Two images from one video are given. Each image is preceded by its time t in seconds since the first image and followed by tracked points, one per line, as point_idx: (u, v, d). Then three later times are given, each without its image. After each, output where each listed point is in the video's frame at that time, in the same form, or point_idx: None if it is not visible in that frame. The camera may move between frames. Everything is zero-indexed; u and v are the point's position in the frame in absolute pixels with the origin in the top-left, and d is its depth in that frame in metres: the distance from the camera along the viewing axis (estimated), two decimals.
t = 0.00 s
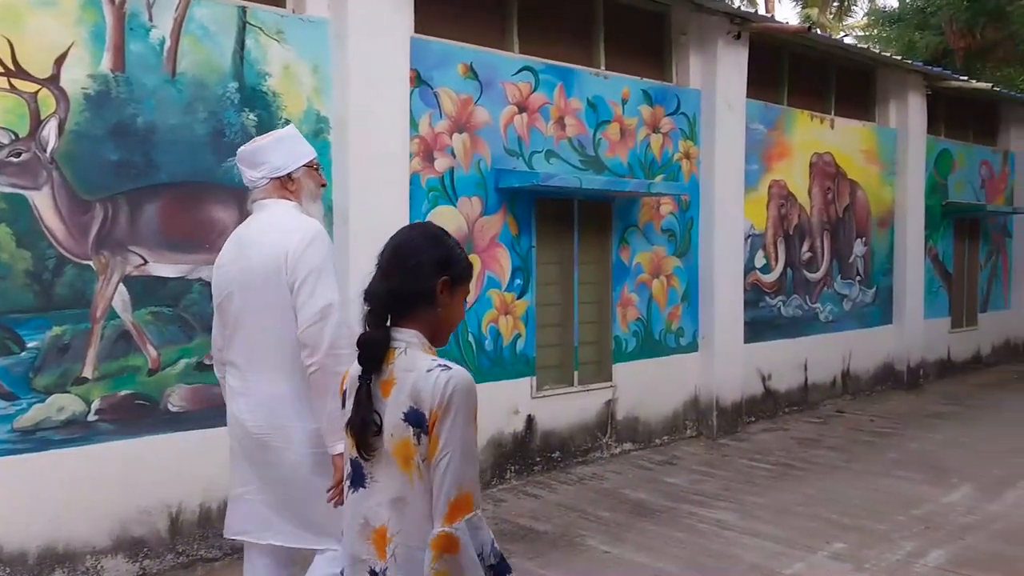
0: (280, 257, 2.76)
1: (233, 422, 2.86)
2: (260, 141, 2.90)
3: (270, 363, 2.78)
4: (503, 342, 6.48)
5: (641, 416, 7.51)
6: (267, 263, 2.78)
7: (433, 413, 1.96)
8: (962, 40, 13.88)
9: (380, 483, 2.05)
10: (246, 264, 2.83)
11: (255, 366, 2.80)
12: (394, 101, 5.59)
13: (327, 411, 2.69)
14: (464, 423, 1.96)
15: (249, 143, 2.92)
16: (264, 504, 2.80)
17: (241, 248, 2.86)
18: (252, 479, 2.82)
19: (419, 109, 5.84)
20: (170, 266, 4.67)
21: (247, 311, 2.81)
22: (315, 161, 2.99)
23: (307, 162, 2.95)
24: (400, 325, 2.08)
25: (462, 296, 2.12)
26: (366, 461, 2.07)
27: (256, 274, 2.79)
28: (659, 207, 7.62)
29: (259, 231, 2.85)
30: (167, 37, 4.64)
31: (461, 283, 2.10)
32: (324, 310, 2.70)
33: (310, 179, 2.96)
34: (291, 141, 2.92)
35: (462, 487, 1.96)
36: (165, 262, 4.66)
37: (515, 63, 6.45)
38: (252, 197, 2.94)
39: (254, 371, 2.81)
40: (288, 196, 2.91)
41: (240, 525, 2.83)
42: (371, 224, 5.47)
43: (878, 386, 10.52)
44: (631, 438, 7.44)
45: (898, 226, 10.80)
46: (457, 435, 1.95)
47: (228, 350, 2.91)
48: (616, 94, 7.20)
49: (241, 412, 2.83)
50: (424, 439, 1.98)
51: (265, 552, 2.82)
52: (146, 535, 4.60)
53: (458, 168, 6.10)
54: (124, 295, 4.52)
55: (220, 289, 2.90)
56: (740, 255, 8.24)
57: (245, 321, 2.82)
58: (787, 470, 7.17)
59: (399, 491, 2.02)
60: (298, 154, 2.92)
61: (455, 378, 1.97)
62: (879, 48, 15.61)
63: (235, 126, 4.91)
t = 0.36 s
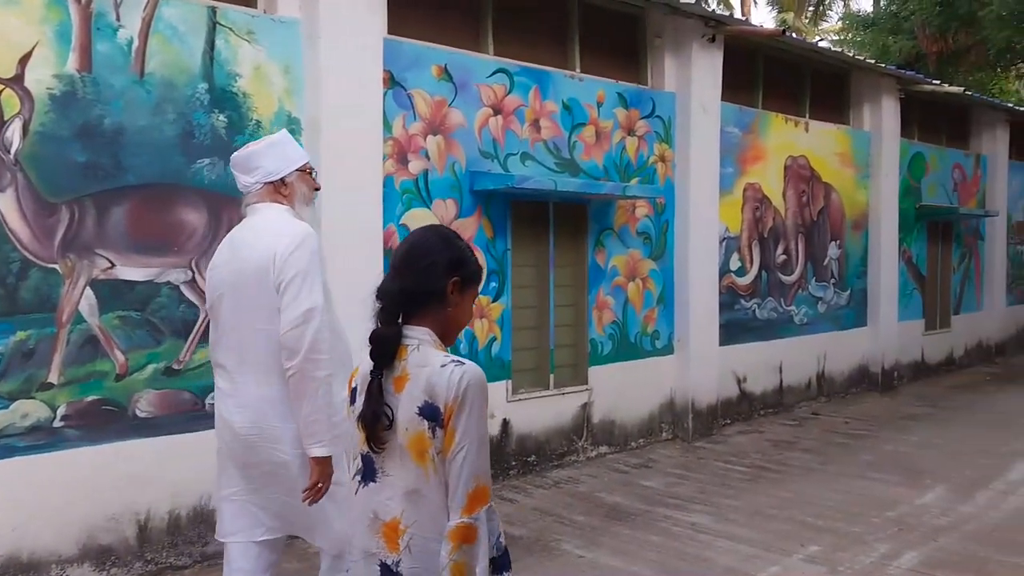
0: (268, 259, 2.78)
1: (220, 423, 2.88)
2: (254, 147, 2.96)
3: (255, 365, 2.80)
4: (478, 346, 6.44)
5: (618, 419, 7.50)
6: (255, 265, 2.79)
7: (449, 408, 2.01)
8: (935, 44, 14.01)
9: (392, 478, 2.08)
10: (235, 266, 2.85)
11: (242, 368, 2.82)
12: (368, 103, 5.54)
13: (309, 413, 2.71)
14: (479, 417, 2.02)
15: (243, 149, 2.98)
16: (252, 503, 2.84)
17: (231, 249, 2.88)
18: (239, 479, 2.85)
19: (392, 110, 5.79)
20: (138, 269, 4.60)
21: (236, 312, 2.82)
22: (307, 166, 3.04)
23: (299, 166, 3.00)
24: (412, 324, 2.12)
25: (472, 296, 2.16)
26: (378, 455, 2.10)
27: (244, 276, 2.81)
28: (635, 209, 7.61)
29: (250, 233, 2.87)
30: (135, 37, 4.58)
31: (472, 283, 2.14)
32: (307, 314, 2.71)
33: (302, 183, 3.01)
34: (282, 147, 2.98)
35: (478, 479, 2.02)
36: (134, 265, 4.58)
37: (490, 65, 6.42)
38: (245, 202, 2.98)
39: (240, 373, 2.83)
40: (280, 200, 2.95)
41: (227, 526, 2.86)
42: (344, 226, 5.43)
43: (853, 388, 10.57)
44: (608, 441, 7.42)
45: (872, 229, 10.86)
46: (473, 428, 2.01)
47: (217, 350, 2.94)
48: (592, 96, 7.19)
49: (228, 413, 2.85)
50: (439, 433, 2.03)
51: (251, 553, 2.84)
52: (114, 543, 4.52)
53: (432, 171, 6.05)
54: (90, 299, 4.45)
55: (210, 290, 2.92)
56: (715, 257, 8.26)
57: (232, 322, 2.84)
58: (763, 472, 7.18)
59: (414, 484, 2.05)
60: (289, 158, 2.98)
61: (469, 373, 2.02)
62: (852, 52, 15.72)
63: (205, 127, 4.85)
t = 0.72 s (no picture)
0: (278, 265, 2.77)
1: (217, 425, 2.85)
2: (263, 152, 2.96)
3: (258, 369, 2.78)
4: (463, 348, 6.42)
5: (604, 421, 7.48)
6: (263, 270, 2.78)
7: (471, 411, 2.16)
8: (920, 48, 14.07)
9: (417, 478, 2.23)
10: (242, 269, 2.83)
11: (244, 372, 2.80)
12: (352, 104, 5.51)
13: (313, 421, 2.72)
14: (501, 420, 2.17)
15: (252, 156, 2.98)
16: (248, 504, 2.82)
17: (239, 252, 2.87)
18: (234, 481, 2.83)
19: (377, 112, 5.77)
20: (119, 271, 4.55)
21: (241, 316, 2.80)
22: (315, 173, 3.04)
23: (307, 172, 3.00)
24: (433, 328, 2.25)
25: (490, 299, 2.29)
26: (401, 457, 2.24)
27: (251, 281, 2.80)
28: (621, 212, 7.60)
29: (259, 237, 2.86)
30: (115, 37, 4.53)
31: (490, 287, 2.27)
32: (315, 323, 2.72)
33: (310, 190, 3.01)
34: (291, 153, 2.98)
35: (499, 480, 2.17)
36: (114, 267, 4.53)
37: (475, 66, 6.40)
38: (253, 207, 2.99)
39: (242, 376, 2.80)
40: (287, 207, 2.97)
41: (222, 526, 2.84)
42: (327, 228, 5.39)
43: (839, 391, 10.58)
44: (594, 444, 7.41)
45: (858, 231, 10.90)
46: (494, 431, 2.15)
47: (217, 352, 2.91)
48: (577, 98, 7.18)
49: (228, 415, 2.82)
50: (461, 436, 2.18)
51: (244, 555, 2.82)
52: (94, 548, 4.47)
53: (417, 172, 6.03)
54: (70, 301, 4.40)
55: (215, 290, 2.90)
56: (701, 259, 8.26)
57: (236, 325, 2.82)
58: (749, 475, 7.18)
59: (439, 484, 2.20)
60: (297, 165, 2.98)
61: (490, 377, 2.17)
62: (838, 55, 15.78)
63: (186, 128, 4.81)
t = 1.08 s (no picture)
0: (306, 271, 2.80)
1: (238, 425, 2.87)
2: (288, 157, 2.98)
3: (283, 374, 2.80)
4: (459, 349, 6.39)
5: (600, 422, 7.46)
6: (292, 275, 2.81)
7: (512, 415, 2.24)
8: (918, 52, 14.06)
9: (458, 479, 2.32)
10: (270, 273, 2.86)
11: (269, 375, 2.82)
12: (347, 103, 5.50)
13: (338, 428, 2.73)
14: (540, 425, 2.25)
15: (277, 160, 3.00)
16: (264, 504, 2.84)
17: (267, 256, 2.89)
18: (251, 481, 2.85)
19: (373, 111, 5.75)
20: (111, 269, 4.53)
21: (268, 320, 2.83)
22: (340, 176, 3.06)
23: (332, 177, 3.02)
24: (474, 334, 2.34)
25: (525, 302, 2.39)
26: (442, 459, 2.33)
27: (279, 285, 2.83)
28: (618, 213, 7.58)
29: (288, 241, 2.89)
30: (109, 34, 4.52)
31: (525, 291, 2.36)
32: (342, 332, 2.73)
33: (334, 194, 3.04)
34: (316, 157, 3.00)
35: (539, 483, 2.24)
36: (106, 265, 4.51)
37: (471, 66, 6.39)
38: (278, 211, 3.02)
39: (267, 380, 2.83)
40: (313, 211, 3.00)
41: (232, 526, 2.86)
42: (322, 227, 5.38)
43: (837, 394, 10.56)
44: (590, 445, 7.39)
45: (856, 233, 10.89)
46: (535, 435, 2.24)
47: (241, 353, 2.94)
48: (574, 99, 7.17)
49: (249, 417, 2.85)
50: (502, 439, 2.26)
51: (255, 555, 2.82)
52: (86, 547, 4.45)
53: (413, 172, 6.01)
54: (62, 299, 4.38)
55: (242, 292, 2.93)
56: (698, 261, 8.24)
57: (264, 329, 2.84)
58: (744, 477, 7.15)
59: (478, 484, 2.29)
60: (323, 169, 3.00)
61: (531, 381, 2.25)
62: (836, 58, 15.77)
63: (180, 126, 4.79)
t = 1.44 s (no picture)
0: (350, 266, 2.94)
1: (281, 410, 3.03)
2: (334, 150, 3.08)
3: (328, 363, 2.96)
4: (461, 349, 6.37)
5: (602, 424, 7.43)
6: (337, 268, 2.95)
7: (571, 400, 2.50)
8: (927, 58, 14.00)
9: (517, 460, 2.56)
10: (313, 265, 3.00)
11: (314, 364, 2.98)
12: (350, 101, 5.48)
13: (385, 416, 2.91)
14: (595, 408, 2.52)
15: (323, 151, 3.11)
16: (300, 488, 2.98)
17: (310, 247, 3.03)
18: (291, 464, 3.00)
19: (378, 109, 5.73)
20: (112, 264, 4.52)
21: (312, 310, 2.98)
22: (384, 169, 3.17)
23: (375, 170, 3.13)
24: (531, 325, 2.58)
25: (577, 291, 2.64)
26: (500, 443, 2.58)
27: (323, 278, 2.97)
28: (623, 215, 7.56)
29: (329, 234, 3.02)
30: (113, 29, 4.51)
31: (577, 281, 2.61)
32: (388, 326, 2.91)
33: (378, 187, 3.15)
34: (362, 150, 3.09)
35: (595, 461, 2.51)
36: (107, 260, 4.50)
37: (477, 66, 6.37)
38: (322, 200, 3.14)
39: (312, 368, 2.98)
40: (356, 204, 3.11)
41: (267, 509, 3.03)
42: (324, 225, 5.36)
43: (841, 400, 10.50)
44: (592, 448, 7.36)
45: (862, 238, 10.84)
46: (592, 417, 2.51)
47: (282, 340, 3.08)
48: (581, 100, 7.15)
49: (293, 402, 3.00)
50: (560, 421, 2.52)
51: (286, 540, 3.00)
52: (83, 542, 4.44)
53: (417, 171, 6.00)
54: (62, 292, 4.36)
55: (284, 280, 3.07)
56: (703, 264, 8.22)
57: (308, 320, 2.99)
58: (746, 482, 7.12)
59: (537, 464, 2.54)
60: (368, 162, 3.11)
61: (588, 368, 2.52)
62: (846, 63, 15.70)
63: (184, 122, 4.78)
